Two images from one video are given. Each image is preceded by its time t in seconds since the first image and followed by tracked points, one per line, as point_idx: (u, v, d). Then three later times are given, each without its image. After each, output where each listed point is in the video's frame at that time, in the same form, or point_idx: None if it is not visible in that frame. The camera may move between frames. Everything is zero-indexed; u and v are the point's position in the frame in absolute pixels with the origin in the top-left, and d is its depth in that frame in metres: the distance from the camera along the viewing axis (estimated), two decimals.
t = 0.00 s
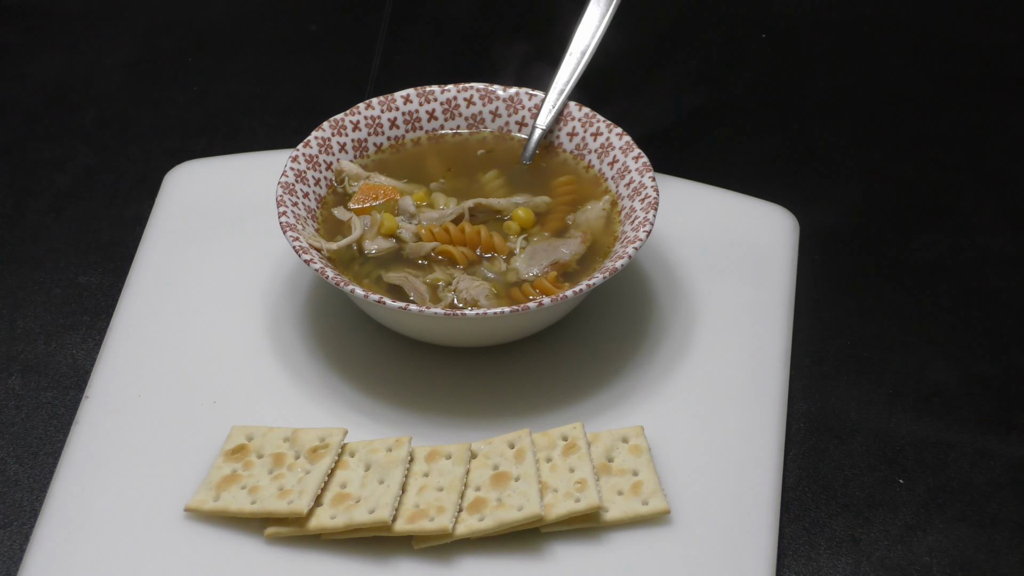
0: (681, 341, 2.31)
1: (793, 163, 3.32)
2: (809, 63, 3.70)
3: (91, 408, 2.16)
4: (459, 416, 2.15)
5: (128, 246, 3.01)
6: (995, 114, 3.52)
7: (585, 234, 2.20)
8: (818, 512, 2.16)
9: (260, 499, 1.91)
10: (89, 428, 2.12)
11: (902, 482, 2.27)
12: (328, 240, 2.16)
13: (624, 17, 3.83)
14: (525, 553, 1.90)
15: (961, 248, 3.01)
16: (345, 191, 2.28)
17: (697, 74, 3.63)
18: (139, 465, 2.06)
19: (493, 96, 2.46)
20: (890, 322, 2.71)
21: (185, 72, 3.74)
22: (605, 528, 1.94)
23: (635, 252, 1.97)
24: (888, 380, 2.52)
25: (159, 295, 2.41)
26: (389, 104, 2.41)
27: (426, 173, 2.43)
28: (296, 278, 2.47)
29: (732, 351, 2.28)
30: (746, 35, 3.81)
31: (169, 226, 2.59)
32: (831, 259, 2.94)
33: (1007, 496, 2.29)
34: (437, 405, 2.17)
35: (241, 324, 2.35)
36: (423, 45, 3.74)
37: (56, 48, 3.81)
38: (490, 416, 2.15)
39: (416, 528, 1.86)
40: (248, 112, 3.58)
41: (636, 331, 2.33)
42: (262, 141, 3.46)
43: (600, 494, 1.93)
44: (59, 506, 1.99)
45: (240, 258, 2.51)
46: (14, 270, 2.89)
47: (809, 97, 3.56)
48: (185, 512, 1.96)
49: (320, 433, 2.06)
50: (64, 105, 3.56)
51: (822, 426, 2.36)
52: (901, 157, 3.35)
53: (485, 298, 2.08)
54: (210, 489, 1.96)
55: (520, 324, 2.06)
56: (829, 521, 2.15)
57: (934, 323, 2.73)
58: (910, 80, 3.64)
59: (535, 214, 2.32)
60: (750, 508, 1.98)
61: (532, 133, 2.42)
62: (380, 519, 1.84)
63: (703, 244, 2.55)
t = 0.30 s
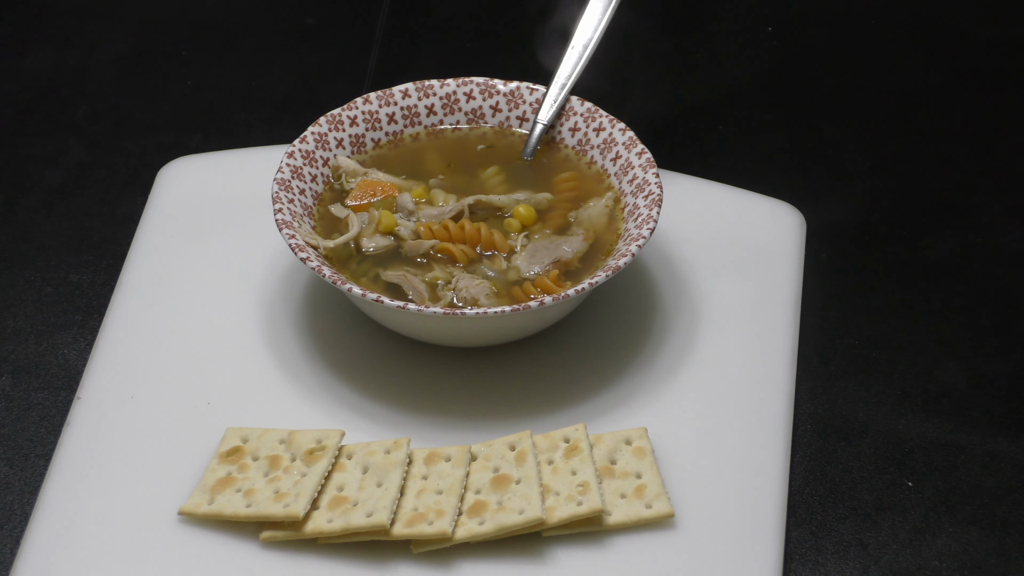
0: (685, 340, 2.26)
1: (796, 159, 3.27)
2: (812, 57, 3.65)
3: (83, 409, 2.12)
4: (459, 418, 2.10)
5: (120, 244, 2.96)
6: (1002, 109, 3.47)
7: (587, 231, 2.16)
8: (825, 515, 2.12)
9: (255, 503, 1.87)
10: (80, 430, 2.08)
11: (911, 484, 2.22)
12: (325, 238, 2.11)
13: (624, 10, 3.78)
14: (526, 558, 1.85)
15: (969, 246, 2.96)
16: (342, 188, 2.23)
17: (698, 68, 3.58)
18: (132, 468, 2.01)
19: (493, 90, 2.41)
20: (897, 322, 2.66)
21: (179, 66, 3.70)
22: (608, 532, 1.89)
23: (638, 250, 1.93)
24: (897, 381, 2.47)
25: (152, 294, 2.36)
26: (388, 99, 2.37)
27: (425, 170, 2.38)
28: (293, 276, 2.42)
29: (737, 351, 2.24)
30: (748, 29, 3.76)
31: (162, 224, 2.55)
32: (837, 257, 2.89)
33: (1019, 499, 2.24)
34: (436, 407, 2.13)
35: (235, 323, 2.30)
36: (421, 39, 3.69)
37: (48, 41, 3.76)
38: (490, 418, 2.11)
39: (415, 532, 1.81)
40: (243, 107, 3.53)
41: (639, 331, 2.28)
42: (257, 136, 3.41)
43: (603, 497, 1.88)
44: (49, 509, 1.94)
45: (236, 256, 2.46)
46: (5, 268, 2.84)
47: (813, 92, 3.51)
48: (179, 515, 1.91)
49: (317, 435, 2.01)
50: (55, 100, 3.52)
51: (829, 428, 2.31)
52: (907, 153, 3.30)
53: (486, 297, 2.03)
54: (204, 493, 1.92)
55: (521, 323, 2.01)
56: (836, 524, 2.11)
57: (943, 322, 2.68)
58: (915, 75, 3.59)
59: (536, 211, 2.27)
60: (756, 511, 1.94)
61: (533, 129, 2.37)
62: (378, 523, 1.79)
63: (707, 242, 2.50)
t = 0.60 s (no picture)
0: (691, 341, 2.22)
1: (800, 156, 3.22)
2: (816, 52, 3.60)
3: (75, 411, 2.07)
4: (460, 420, 2.06)
5: (114, 242, 2.92)
6: (1009, 105, 3.42)
7: (590, 230, 2.11)
8: (833, 520, 2.07)
9: (252, 507, 1.82)
10: (73, 432, 2.03)
11: (921, 489, 2.18)
12: (322, 237, 2.07)
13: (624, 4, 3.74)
14: (528, 564, 1.81)
15: (978, 245, 2.91)
16: (340, 185, 2.19)
17: (699, 64, 3.54)
18: (126, 471, 1.97)
19: (495, 85, 2.36)
20: (905, 322, 2.61)
21: (173, 62, 3.65)
22: (612, 537, 1.85)
23: (643, 249, 1.88)
24: (907, 382, 2.42)
25: (147, 293, 2.31)
26: (387, 95, 2.32)
27: (425, 167, 2.34)
28: (290, 275, 2.37)
29: (743, 352, 2.19)
30: (751, 23, 3.71)
31: (157, 222, 2.50)
32: (843, 256, 2.85)
33: None
34: (436, 409, 2.08)
35: (231, 323, 2.25)
36: (419, 33, 3.64)
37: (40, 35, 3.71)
38: (492, 420, 2.06)
39: (415, 537, 1.77)
40: (239, 103, 3.49)
41: (643, 331, 2.24)
42: (253, 132, 3.36)
43: (607, 501, 1.84)
44: (41, 513, 1.90)
45: (232, 255, 2.42)
46: None
47: (817, 88, 3.46)
48: (174, 520, 1.87)
49: (315, 438, 1.97)
50: (47, 96, 3.47)
51: (838, 431, 2.26)
52: (914, 150, 3.25)
53: (487, 297, 1.99)
54: (200, 497, 1.87)
55: (523, 324, 1.97)
56: (845, 529, 2.06)
57: (953, 323, 2.63)
58: (922, 70, 3.54)
59: (538, 209, 2.23)
60: (764, 516, 1.89)
61: (535, 125, 2.32)
62: (376, 528, 1.75)
63: (712, 240, 2.46)
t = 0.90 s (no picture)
0: (696, 341, 2.17)
1: (805, 153, 3.18)
2: (821, 47, 3.56)
3: (68, 411, 2.03)
4: (460, 421, 2.02)
5: (107, 240, 2.88)
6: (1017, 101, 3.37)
7: (594, 227, 2.07)
8: (841, 523, 2.03)
9: (248, 509, 1.78)
10: (67, 433, 1.99)
11: (931, 492, 2.14)
12: (320, 234, 2.03)
13: None
14: (530, 568, 1.77)
15: (987, 244, 2.87)
16: (339, 182, 2.15)
17: (701, 59, 3.50)
18: (120, 473, 1.93)
19: (496, 80, 2.32)
20: (914, 322, 2.57)
21: (168, 56, 3.61)
22: (616, 541, 1.80)
23: (647, 247, 1.84)
24: (916, 383, 2.38)
25: (142, 291, 2.27)
26: (386, 89, 2.27)
27: (426, 163, 2.30)
28: (288, 273, 2.33)
29: (750, 352, 2.15)
30: (754, 17, 3.66)
31: (153, 219, 2.46)
32: (849, 255, 2.81)
33: None
34: (436, 410, 2.04)
35: (226, 322, 2.21)
36: (418, 27, 3.59)
37: (32, 28, 3.67)
38: (494, 422, 2.02)
39: (414, 541, 1.73)
40: (235, 98, 3.44)
41: (648, 330, 2.19)
42: (249, 127, 3.32)
43: (610, 504, 1.80)
44: (33, 516, 1.86)
45: (229, 253, 2.38)
46: None
47: (822, 83, 3.42)
48: (169, 523, 1.83)
49: (313, 440, 1.93)
50: (40, 90, 3.43)
51: (846, 433, 2.22)
52: (921, 147, 3.21)
53: (488, 296, 1.95)
54: (195, 499, 1.83)
55: (525, 323, 1.93)
56: (853, 533, 2.02)
57: (963, 322, 2.59)
58: (928, 65, 3.50)
59: (540, 206, 2.18)
60: (770, 519, 1.85)
61: (538, 121, 2.28)
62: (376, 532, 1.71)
63: (718, 239, 2.41)
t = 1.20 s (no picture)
0: (701, 341, 2.13)
1: (808, 149, 3.14)
2: (824, 42, 3.52)
3: (60, 413, 1.99)
4: (460, 423, 1.98)
5: (100, 238, 2.84)
6: None
7: (596, 225, 2.03)
8: (848, 527, 1.99)
9: (243, 513, 1.75)
10: (59, 436, 1.95)
11: (940, 495, 2.10)
12: (317, 232, 1.99)
13: None
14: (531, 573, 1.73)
15: (995, 242, 2.83)
16: (336, 179, 2.11)
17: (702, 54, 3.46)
18: (113, 476, 1.89)
19: (496, 75, 2.28)
20: (922, 322, 2.53)
21: (162, 51, 3.57)
22: (618, 545, 1.77)
23: (650, 245, 1.80)
24: (924, 385, 2.34)
25: (136, 291, 2.23)
26: (384, 85, 2.23)
27: (425, 160, 2.26)
28: (284, 272, 2.29)
29: (755, 353, 2.11)
30: (756, 12, 3.62)
31: (147, 217, 2.42)
32: (854, 254, 2.77)
33: None
34: (435, 413, 2.00)
35: (220, 322, 2.17)
36: (416, 21, 3.55)
37: (23, 22, 3.62)
38: (494, 424, 1.98)
39: (413, 545, 1.69)
40: (230, 93, 3.41)
41: (651, 331, 2.15)
42: (245, 124, 3.28)
43: (612, 508, 1.76)
44: (23, 520, 1.82)
45: (225, 251, 2.34)
46: None
47: (825, 79, 3.38)
48: (162, 526, 1.79)
49: (309, 442, 1.89)
50: (32, 85, 3.38)
51: (853, 435, 2.18)
52: (926, 144, 3.17)
53: (488, 295, 1.90)
54: (190, 503, 1.79)
55: (525, 323, 1.89)
56: (860, 537, 1.98)
57: (971, 323, 2.55)
58: (933, 61, 3.45)
59: (541, 204, 2.14)
60: (776, 522, 1.81)
61: (539, 117, 2.24)
62: (373, 536, 1.67)
63: (722, 237, 2.37)
